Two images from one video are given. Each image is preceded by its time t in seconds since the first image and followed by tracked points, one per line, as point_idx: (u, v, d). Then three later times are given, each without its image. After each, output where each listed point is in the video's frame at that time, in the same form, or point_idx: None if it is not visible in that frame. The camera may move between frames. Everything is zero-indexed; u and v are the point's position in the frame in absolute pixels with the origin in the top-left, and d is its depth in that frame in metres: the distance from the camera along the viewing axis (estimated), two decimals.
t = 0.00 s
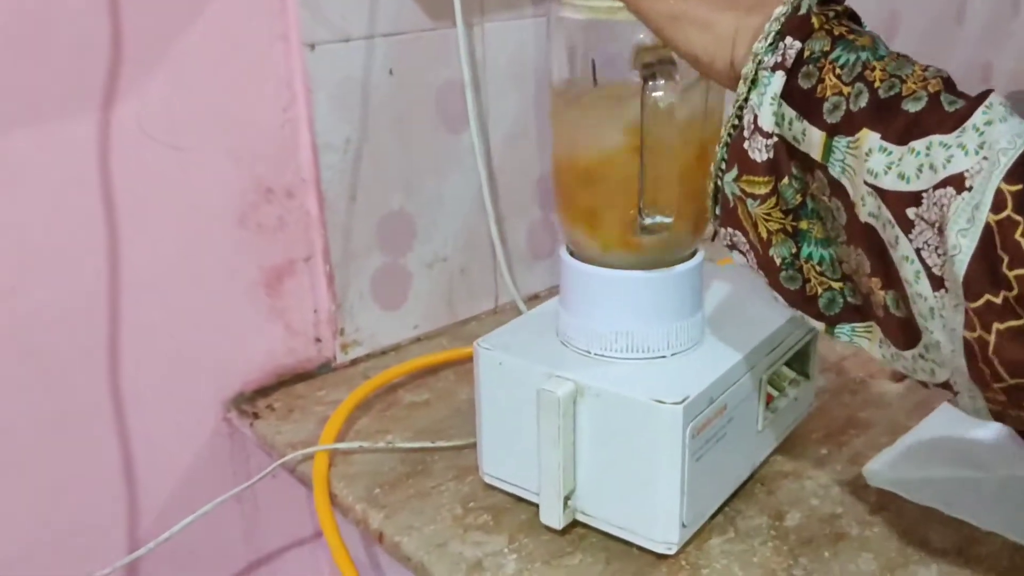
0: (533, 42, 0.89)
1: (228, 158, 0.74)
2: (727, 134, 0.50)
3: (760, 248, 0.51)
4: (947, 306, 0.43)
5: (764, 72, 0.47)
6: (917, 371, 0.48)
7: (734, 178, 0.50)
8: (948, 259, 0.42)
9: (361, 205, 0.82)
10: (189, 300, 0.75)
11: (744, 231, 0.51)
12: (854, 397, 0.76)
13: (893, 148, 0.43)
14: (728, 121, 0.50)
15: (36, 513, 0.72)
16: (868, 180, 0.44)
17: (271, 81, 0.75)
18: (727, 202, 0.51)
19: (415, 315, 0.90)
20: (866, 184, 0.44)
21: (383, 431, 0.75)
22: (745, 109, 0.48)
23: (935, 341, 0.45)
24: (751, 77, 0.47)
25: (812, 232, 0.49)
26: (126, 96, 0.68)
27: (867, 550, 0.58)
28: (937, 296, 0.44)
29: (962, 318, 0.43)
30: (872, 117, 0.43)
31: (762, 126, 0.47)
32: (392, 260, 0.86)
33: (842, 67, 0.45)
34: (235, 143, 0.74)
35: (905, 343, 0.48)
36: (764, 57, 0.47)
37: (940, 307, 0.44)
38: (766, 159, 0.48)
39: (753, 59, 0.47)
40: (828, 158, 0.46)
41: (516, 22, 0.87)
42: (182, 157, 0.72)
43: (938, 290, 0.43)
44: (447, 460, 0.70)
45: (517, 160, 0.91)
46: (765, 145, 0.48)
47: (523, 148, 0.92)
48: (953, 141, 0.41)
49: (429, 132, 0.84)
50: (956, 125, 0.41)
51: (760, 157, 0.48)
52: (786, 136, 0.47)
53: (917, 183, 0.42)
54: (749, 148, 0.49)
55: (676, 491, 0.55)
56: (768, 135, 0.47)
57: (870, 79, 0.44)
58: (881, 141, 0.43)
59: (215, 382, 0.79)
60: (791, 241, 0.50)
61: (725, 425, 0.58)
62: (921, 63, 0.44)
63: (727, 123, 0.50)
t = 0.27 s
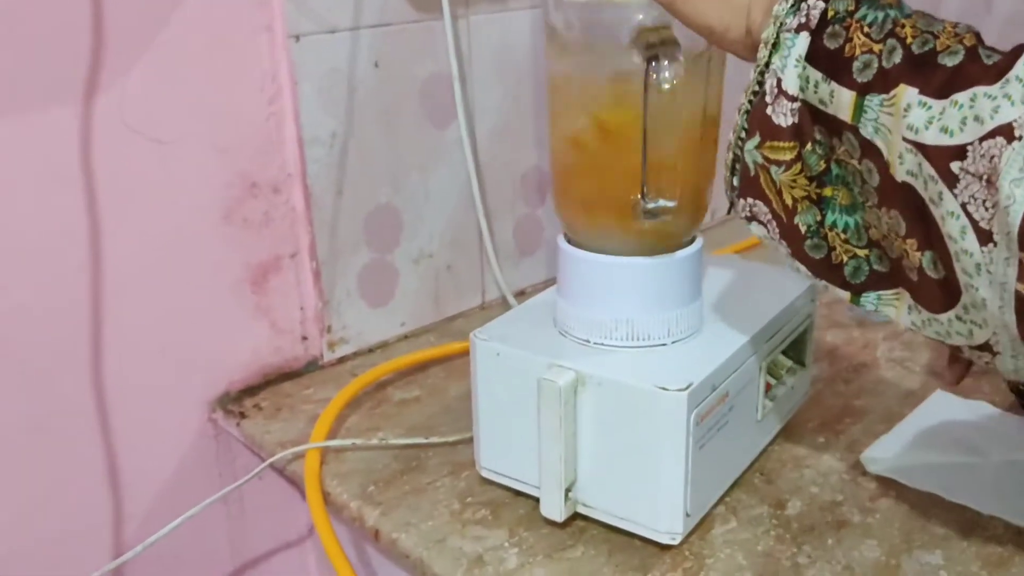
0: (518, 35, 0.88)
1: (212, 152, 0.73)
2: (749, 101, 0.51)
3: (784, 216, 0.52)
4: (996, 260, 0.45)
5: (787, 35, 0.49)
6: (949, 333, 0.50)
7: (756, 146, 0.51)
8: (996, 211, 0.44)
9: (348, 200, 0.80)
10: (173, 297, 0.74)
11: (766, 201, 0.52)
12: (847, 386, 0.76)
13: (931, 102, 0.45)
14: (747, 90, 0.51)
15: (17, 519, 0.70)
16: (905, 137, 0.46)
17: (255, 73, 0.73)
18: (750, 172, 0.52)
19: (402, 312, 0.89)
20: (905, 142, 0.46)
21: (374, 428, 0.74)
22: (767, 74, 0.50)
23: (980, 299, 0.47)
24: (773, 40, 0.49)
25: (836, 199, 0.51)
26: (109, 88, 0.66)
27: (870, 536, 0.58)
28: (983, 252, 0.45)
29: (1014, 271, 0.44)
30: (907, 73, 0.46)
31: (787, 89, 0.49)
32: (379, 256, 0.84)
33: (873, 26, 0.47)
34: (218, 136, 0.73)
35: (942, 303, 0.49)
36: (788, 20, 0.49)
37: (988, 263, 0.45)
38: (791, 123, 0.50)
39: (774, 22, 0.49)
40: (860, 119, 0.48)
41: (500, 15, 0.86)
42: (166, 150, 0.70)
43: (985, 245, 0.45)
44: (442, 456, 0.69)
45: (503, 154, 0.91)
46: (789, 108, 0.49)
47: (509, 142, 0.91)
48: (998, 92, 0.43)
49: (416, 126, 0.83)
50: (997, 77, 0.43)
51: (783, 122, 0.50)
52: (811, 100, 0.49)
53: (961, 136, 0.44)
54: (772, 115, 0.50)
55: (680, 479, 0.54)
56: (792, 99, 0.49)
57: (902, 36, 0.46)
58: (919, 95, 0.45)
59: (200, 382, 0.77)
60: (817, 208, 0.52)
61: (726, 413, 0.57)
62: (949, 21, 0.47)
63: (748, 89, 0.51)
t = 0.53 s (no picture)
0: (506, 40, 0.88)
1: (202, 156, 0.72)
2: (762, 95, 0.53)
3: (800, 208, 0.53)
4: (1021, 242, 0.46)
5: (800, 28, 0.50)
6: (966, 318, 0.52)
7: (770, 139, 0.53)
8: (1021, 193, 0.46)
9: (338, 205, 0.80)
10: (164, 303, 0.73)
11: (781, 194, 0.54)
12: (836, 386, 0.76)
13: (952, 90, 0.46)
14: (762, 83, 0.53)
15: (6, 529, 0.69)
16: (926, 125, 0.48)
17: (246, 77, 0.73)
18: (764, 166, 0.54)
19: (393, 317, 0.88)
20: (926, 130, 0.48)
21: (367, 433, 0.74)
22: (780, 67, 0.52)
23: (1004, 282, 0.48)
24: (786, 33, 0.51)
25: (850, 190, 0.53)
26: (99, 92, 0.66)
27: (864, 532, 0.58)
28: (1008, 235, 0.47)
29: None
30: (924, 62, 0.47)
31: (801, 81, 0.51)
32: (369, 260, 0.84)
33: (886, 19, 0.49)
34: (209, 140, 0.72)
35: (962, 288, 0.51)
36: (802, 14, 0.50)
37: (1015, 245, 0.47)
38: (805, 114, 0.51)
39: (787, 16, 0.51)
40: (877, 109, 0.49)
41: (488, 19, 0.86)
42: (157, 154, 0.70)
43: (1010, 228, 0.47)
44: (436, 459, 0.69)
45: (492, 158, 0.91)
46: (804, 100, 0.51)
47: (498, 146, 0.91)
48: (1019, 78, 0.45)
49: (406, 130, 0.83)
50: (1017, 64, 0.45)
51: (798, 114, 0.51)
52: (825, 91, 0.51)
53: (983, 122, 0.46)
54: (787, 107, 0.52)
55: (678, 479, 0.55)
56: (807, 90, 0.51)
57: (917, 26, 0.48)
58: (940, 84, 0.47)
59: (191, 388, 0.77)
60: (831, 199, 0.53)
61: (721, 413, 0.58)
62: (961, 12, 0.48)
63: (761, 84, 0.53)
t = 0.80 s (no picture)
0: (492, 42, 0.89)
1: (189, 159, 0.72)
2: (759, 85, 0.52)
3: (794, 198, 0.53)
4: (1016, 232, 0.46)
5: (798, 18, 0.49)
6: (957, 307, 0.51)
7: (766, 129, 0.52)
8: (1015, 185, 0.45)
9: (326, 208, 0.80)
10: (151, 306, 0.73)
11: (776, 184, 0.53)
12: (822, 385, 0.77)
13: (948, 82, 0.46)
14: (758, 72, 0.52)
15: None
16: (921, 116, 0.47)
17: (232, 80, 0.73)
18: (758, 158, 0.53)
19: (381, 320, 0.89)
20: (922, 121, 0.47)
21: (356, 435, 0.74)
22: (778, 57, 0.50)
23: (996, 272, 0.47)
24: (783, 24, 0.50)
25: (844, 180, 0.52)
26: (85, 95, 0.66)
27: (849, 529, 0.59)
28: (1001, 227, 0.46)
29: None
30: (920, 55, 0.47)
31: (799, 72, 0.50)
32: (357, 263, 0.84)
33: (883, 10, 0.48)
34: (195, 143, 0.72)
35: (954, 276, 0.50)
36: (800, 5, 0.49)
37: (1007, 237, 0.46)
38: (802, 104, 0.50)
39: (784, 7, 0.50)
40: (873, 100, 0.49)
41: (474, 22, 0.86)
42: (143, 157, 0.70)
43: (1003, 219, 0.46)
44: (424, 461, 0.69)
45: (480, 161, 0.91)
46: (801, 91, 0.50)
47: (486, 148, 0.91)
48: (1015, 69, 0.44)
49: (393, 132, 0.83)
50: (1013, 56, 0.44)
51: (795, 104, 0.50)
52: (823, 84, 0.50)
53: (979, 114, 0.45)
54: (783, 97, 0.51)
55: (663, 477, 0.55)
56: (804, 81, 0.50)
57: (913, 19, 0.47)
58: (935, 76, 0.46)
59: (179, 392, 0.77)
60: (826, 189, 0.52)
61: (708, 411, 0.58)
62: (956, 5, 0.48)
63: (757, 73, 0.52)
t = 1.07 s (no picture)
0: (480, 54, 0.89)
1: (177, 172, 0.73)
2: (734, 118, 0.51)
3: (772, 228, 0.52)
4: (989, 261, 0.44)
5: (770, 52, 0.49)
6: (936, 333, 0.50)
7: (743, 162, 0.52)
8: (988, 214, 0.44)
9: (314, 220, 0.81)
10: (139, 319, 0.73)
11: (755, 215, 0.53)
12: (809, 395, 0.77)
13: (920, 114, 0.45)
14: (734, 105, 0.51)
15: None
16: (895, 146, 0.46)
17: (220, 93, 0.73)
18: (736, 189, 0.53)
19: (370, 331, 0.89)
20: (895, 152, 0.46)
21: (344, 447, 0.74)
22: (752, 91, 0.50)
23: (972, 299, 0.46)
24: (757, 57, 0.49)
25: (822, 208, 0.51)
26: (73, 109, 0.66)
27: (833, 540, 0.59)
28: (976, 254, 0.45)
29: (1007, 270, 0.44)
30: (893, 87, 0.46)
31: (772, 105, 0.49)
32: (346, 275, 0.84)
33: (854, 42, 0.47)
34: (183, 156, 0.73)
35: (932, 302, 0.49)
36: (771, 37, 0.49)
37: (981, 265, 0.45)
38: (776, 138, 0.50)
39: (756, 39, 0.49)
40: (846, 131, 0.48)
41: (462, 35, 0.87)
42: (131, 170, 0.70)
43: (978, 247, 0.45)
44: (412, 473, 0.70)
45: (469, 172, 0.92)
46: (775, 124, 0.50)
47: (474, 160, 0.92)
48: (983, 101, 0.43)
49: (382, 144, 0.84)
50: (981, 87, 0.43)
51: (769, 138, 0.50)
52: (798, 115, 0.49)
53: (950, 145, 0.44)
54: (758, 131, 0.50)
55: (646, 490, 0.55)
56: (778, 114, 0.49)
57: (884, 51, 0.46)
58: (907, 108, 0.45)
59: (167, 404, 0.77)
60: (804, 218, 0.52)
61: (690, 424, 0.59)
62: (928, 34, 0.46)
63: (734, 106, 0.51)
